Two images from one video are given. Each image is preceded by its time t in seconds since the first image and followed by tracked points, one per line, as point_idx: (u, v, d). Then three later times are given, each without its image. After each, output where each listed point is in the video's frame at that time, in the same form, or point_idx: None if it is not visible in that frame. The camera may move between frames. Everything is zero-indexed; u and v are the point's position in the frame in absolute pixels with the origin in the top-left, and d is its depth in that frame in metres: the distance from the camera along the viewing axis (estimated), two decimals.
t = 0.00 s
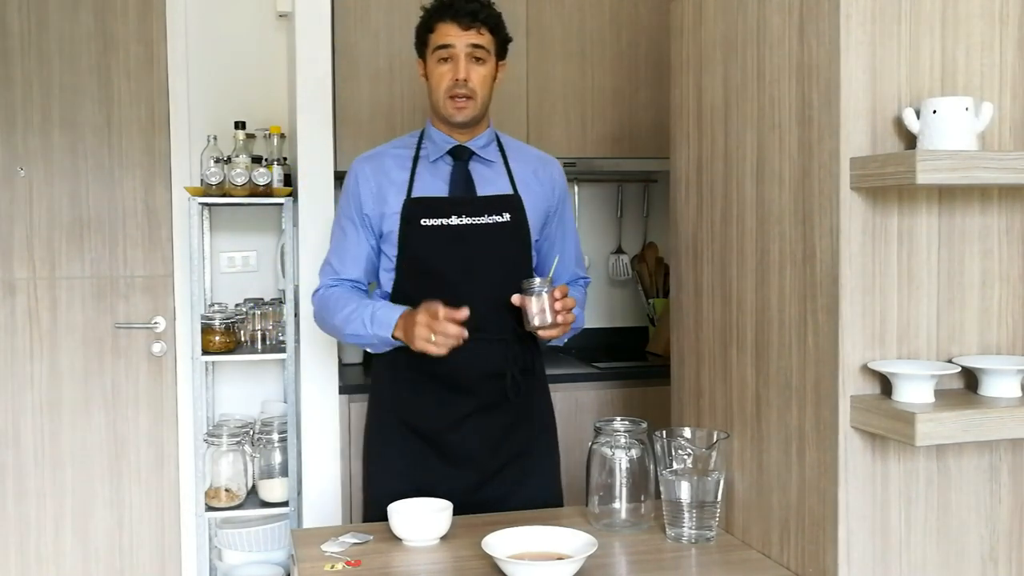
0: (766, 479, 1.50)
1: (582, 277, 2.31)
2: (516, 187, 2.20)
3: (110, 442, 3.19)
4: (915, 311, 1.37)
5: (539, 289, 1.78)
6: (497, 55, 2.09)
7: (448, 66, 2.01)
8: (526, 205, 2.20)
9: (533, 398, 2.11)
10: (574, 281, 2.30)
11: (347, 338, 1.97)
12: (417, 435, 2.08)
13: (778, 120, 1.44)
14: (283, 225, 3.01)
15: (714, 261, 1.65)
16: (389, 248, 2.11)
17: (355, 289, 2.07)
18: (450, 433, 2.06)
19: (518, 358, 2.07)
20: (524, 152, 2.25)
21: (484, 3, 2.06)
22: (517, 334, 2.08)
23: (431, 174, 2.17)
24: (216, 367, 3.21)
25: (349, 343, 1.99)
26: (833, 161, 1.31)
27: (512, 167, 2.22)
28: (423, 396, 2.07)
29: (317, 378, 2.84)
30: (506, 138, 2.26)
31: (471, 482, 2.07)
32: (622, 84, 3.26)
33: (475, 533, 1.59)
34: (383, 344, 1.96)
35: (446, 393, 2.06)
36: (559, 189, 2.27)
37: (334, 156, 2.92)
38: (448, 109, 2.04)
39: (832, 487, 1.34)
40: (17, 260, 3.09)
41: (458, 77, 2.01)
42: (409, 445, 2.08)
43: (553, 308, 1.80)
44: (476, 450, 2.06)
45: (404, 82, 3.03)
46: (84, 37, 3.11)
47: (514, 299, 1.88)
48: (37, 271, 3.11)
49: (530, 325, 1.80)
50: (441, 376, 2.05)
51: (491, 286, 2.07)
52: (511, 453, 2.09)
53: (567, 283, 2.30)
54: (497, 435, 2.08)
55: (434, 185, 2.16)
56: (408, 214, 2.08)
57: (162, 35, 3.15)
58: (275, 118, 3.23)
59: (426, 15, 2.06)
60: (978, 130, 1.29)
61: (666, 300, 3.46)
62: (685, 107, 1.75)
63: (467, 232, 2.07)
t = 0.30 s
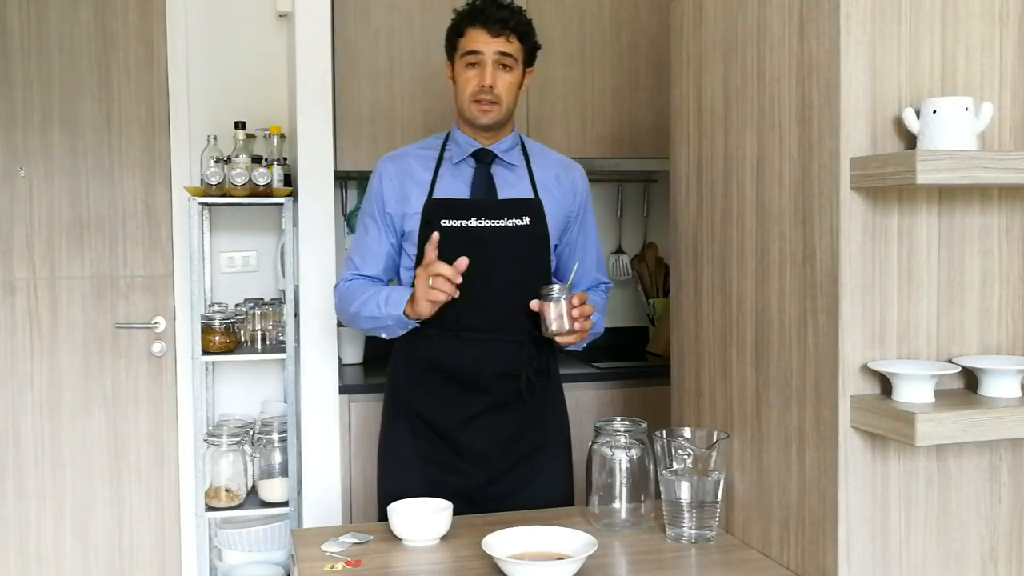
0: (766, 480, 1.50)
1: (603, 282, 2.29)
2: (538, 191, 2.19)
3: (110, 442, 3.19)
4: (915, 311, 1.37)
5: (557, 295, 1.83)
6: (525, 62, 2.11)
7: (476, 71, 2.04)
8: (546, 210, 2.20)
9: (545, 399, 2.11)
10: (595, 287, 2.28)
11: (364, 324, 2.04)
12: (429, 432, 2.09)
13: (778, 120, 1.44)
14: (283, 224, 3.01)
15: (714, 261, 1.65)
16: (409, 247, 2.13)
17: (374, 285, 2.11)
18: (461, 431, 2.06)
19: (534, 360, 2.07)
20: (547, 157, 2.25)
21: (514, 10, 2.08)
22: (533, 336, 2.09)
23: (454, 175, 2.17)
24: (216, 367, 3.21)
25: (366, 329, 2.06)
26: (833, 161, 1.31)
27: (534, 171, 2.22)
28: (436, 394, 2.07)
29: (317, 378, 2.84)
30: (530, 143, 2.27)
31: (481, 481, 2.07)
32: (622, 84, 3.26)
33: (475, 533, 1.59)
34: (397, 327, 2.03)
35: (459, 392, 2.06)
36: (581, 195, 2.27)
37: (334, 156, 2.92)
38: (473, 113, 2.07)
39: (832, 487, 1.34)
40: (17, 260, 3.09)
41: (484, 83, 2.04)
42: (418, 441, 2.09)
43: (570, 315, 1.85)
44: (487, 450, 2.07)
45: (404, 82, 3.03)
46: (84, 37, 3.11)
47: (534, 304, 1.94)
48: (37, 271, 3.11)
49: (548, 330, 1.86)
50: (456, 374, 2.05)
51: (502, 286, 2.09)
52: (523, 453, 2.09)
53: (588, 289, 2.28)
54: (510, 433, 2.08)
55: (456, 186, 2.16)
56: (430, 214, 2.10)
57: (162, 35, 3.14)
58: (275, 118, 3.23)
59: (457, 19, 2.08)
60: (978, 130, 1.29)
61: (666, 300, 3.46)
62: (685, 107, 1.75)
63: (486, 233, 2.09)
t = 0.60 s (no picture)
0: (766, 480, 1.50)
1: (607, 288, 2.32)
2: (549, 195, 2.20)
3: (110, 442, 3.19)
4: (915, 310, 1.37)
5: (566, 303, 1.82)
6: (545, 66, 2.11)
7: (496, 72, 2.04)
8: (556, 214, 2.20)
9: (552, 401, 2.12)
10: (599, 292, 2.31)
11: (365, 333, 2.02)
12: (435, 435, 2.08)
13: (778, 120, 1.44)
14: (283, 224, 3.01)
15: (714, 261, 1.65)
16: (417, 244, 2.13)
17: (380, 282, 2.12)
18: (468, 433, 2.06)
19: (540, 361, 2.08)
20: (560, 163, 2.25)
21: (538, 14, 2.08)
22: (540, 338, 2.09)
23: (466, 175, 2.17)
24: (216, 367, 3.21)
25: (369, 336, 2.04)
26: (833, 161, 1.31)
27: (546, 175, 2.22)
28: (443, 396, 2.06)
29: (317, 378, 2.84)
30: (543, 147, 2.27)
31: (488, 482, 2.07)
32: (622, 84, 3.26)
33: (475, 533, 1.59)
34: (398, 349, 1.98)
35: (465, 393, 2.05)
36: (590, 202, 2.28)
37: (334, 156, 2.92)
38: (490, 113, 2.07)
39: (831, 487, 1.34)
40: (17, 260, 3.09)
41: (504, 85, 2.04)
42: (423, 443, 2.08)
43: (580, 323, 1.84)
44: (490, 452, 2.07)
45: (404, 82, 3.03)
46: (84, 37, 3.11)
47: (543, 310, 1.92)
48: (38, 271, 3.11)
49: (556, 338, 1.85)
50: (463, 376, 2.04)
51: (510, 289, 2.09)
52: (529, 454, 2.10)
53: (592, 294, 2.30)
54: (516, 435, 2.08)
55: (468, 186, 2.16)
56: (440, 214, 2.10)
57: (162, 35, 3.14)
58: (275, 118, 3.23)
59: (481, 19, 2.08)
60: (978, 130, 1.29)
61: (666, 300, 3.46)
62: (685, 107, 1.75)
63: (495, 234, 2.09)
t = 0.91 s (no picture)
0: (766, 480, 1.50)
1: (606, 290, 2.29)
2: (544, 195, 2.20)
3: (110, 442, 3.19)
4: (915, 310, 1.37)
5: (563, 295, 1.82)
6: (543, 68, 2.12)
7: (495, 70, 2.04)
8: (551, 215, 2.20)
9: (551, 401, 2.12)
10: (598, 294, 2.28)
11: (364, 330, 1.97)
12: (435, 436, 2.09)
13: (778, 120, 1.44)
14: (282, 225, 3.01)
15: (714, 261, 1.66)
16: (413, 245, 2.13)
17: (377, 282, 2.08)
18: (468, 434, 2.06)
19: (537, 360, 2.07)
20: (556, 164, 2.25)
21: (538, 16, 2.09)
22: (537, 337, 2.08)
23: (463, 175, 2.17)
24: (216, 367, 3.21)
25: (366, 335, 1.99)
26: (833, 161, 1.31)
27: (542, 176, 2.22)
28: (441, 397, 2.07)
29: (317, 378, 2.84)
30: (540, 147, 2.27)
31: (489, 483, 2.07)
32: (622, 84, 3.26)
33: (475, 533, 1.59)
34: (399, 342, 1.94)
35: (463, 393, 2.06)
36: (586, 203, 2.27)
37: (334, 155, 2.92)
38: (488, 110, 2.06)
39: (832, 486, 1.34)
40: (17, 260, 3.09)
41: (502, 82, 2.03)
42: (423, 444, 2.08)
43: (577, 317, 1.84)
44: (490, 451, 2.07)
45: (404, 83, 3.03)
46: (84, 37, 3.11)
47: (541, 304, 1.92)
48: (37, 271, 3.11)
49: (553, 331, 1.85)
50: (460, 377, 2.05)
51: (506, 289, 2.09)
52: (529, 454, 2.10)
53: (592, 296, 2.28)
54: (516, 435, 2.08)
55: (464, 186, 2.16)
56: (436, 214, 2.10)
57: (162, 35, 3.14)
58: (275, 118, 3.23)
59: (481, 17, 2.08)
60: (978, 130, 1.29)
61: (666, 300, 3.46)
62: (685, 107, 1.75)
63: (491, 235, 2.10)
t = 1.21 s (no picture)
0: (766, 480, 1.50)
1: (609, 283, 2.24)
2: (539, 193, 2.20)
3: (110, 442, 3.19)
4: (915, 310, 1.37)
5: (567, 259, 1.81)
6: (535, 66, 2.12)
7: (487, 68, 2.04)
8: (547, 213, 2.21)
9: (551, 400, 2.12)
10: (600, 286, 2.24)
11: (360, 300, 2.01)
12: (435, 436, 2.09)
13: (778, 120, 1.44)
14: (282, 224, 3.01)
15: (714, 261, 1.66)
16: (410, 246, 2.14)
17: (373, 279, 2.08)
18: (468, 434, 2.06)
19: (537, 360, 2.08)
20: (550, 161, 2.25)
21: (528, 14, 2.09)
22: (536, 336, 2.09)
23: (457, 176, 2.18)
24: (216, 367, 3.21)
25: (364, 308, 2.02)
26: (833, 161, 1.31)
27: (537, 174, 2.22)
28: (441, 398, 2.07)
29: (317, 378, 2.84)
30: (534, 146, 2.27)
31: (489, 483, 2.07)
32: (622, 84, 3.26)
33: (475, 533, 1.59)
34: (391, 298, 1.98)
35: (463, 394, 2.06)
36: (582, 198, 2.27)
37: (334, 156, 2.92)
38: (480, 109, 2.06)
39: (832, 486, 1.34)
40: (17, 260, 3.09)
41: (494, 81, 2.03)
42: (423, 444, 2.08)
43: (580, 279, 1.83)
44: (490, 451, 2.07)
45: (404, 83, 3.03)
46: (85, 37, 3.11)
47: (544, 268, 1.92)
48: (38, 271, 3.11)
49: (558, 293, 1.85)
50: (460, 377, 2.05)
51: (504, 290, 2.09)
52: (530, 454, 2.10)
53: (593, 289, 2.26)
54: (517, 435, 2.08)
55: (458, 187, 2.17)
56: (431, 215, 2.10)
57: (162, 35, 3.14)
58: (275, 118, 3.23)
59: (471, 17, 2.08)
60: (978, 130, 1.29)
61: (666, 300, 3.46)
62: (685, 106, 1.75)
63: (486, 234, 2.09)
